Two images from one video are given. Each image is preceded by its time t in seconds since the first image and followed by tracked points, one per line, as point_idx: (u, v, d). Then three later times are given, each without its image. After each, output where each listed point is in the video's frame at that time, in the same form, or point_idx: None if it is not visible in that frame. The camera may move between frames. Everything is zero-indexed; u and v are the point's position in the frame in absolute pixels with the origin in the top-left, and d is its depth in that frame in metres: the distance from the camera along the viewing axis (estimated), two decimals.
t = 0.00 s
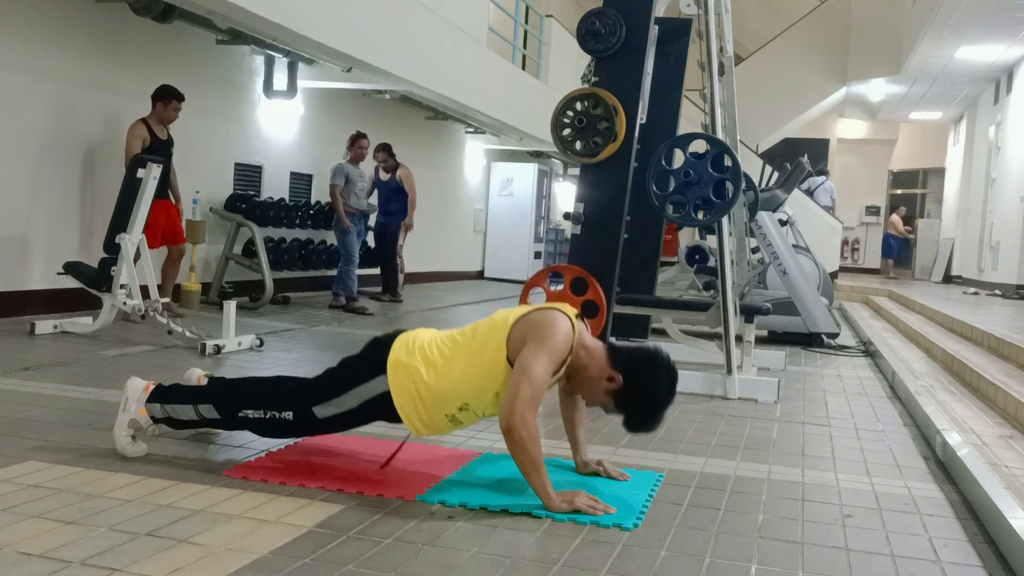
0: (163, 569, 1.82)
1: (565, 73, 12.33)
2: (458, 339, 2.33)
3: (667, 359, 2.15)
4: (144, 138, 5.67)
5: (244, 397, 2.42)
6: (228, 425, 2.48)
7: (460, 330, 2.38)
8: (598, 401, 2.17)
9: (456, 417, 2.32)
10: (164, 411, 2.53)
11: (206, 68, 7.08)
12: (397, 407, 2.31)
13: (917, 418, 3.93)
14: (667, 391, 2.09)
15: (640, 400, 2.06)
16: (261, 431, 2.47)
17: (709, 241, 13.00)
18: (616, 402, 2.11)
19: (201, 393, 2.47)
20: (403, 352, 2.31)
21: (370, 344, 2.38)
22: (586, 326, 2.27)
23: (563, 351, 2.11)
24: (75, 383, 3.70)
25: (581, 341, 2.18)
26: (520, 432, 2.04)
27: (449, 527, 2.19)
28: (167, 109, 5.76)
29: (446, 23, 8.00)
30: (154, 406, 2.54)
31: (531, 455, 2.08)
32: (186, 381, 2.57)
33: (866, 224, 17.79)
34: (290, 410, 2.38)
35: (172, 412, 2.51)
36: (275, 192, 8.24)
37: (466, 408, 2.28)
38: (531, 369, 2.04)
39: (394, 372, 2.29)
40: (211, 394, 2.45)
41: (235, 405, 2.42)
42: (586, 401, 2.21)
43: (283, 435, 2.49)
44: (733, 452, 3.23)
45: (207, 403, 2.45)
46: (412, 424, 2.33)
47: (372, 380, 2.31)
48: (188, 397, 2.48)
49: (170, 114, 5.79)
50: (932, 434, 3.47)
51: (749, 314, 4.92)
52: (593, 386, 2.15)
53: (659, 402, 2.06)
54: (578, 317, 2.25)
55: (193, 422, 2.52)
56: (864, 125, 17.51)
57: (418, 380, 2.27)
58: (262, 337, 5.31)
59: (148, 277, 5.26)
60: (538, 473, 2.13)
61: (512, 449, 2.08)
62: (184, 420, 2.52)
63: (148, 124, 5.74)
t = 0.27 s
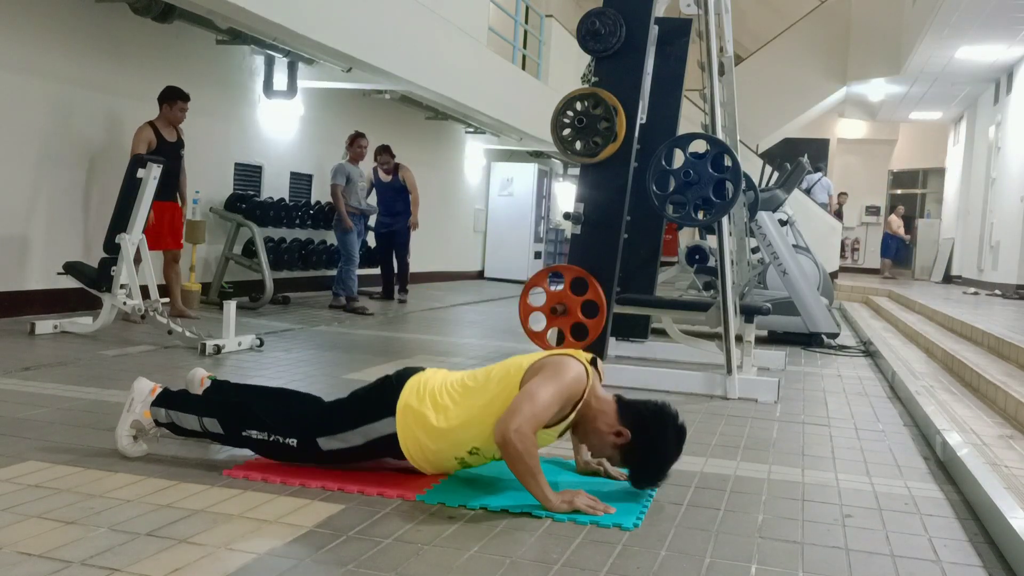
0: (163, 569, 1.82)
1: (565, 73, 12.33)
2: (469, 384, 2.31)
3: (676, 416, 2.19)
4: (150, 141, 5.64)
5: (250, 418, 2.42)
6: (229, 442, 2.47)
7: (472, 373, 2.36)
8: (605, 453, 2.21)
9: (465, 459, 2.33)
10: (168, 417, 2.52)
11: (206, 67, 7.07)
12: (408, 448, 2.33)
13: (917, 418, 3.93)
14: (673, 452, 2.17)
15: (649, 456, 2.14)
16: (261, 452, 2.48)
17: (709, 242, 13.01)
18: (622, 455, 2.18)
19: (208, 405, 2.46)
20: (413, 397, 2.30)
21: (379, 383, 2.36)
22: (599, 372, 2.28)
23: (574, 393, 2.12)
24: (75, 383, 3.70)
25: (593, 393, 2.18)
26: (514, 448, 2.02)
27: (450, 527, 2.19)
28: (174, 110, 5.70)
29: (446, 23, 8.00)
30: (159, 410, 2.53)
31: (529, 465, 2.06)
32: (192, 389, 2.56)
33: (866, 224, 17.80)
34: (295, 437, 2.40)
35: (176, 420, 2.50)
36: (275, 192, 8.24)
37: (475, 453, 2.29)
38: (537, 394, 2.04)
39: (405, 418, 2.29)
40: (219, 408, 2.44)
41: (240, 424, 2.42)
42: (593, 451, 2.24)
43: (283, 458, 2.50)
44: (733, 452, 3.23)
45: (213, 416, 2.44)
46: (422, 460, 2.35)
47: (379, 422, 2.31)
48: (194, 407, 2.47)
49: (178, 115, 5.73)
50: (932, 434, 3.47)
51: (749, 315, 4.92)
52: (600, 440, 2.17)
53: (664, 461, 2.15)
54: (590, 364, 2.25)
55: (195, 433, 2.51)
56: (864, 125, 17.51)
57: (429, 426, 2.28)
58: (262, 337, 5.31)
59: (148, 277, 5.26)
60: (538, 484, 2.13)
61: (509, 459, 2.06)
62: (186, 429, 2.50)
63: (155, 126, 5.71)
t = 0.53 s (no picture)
0: (163, 569, 1.82)
1: (565, 73, 12.33)
2: (470, 387, 2.31)
3: (678, 419, 2.21)
4: (161, 143, 5.63)
5: (252, 420, 2.42)
6: (230, 442, 2.47)
7: (474, 375, 2.35)
8: (606, 455, 2.23)
9: (465, 463, 2.34)
10: (170, 417, 2.50)
11: (206, 67, 7.07)
12: (408, 450, 2.33)
13: (917, 418, 3.92)
14: (674, 452, 2.18)
15: (649, 456, 2.17)
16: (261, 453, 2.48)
17: (709, 242, 13.01)
18: (624, 456, 2.20)
19: (211, 407, 2.46)
20: (414, 398, 2.30)
21: (380, 385, 2.35)
22: (601, 376, 2.29)
23: (575, 396, 2.12)
24: (75, 383, 3.70)
25: (595, 395, 2.19)
26: (513, 448, 2.02)
27: (450, 527, 2.19)
28: (189, 116, 5.69)
29: (446, 22, 8.00)
30: (161, 409, 2.51)
31: (528, 465, 2.07)
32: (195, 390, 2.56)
33: (865, 224, 17.81)
34: (296, 439, 2.40)
35: (178, 419, 2.49)
36: (275, 192, 8.24)
37: (476, 457, 2.30)
38: (535, 396, 2.06)
39: (405, 420, 2.29)
40: (221, 410, 2.44)
41: (242, 426, 2.42)
42: (595, 453, 2.25)
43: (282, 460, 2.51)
44: (733, 452, 3.23)
45: (215, 418, 2.44)
46: (421, 464, 2.35)
47: (381, 424, 2.31)
48: (197, 408, 2.47)
49: (192, 121, 5.72)
50: (932, 434, 3.47)
51: (749, 315, 4.92)
52: (602, 442, 2.19)
53: (665, 464, 2.18)
54: (592, 367, 2.25)
55: (196, 433, 2.50)
56: (864, 125, 17.52)
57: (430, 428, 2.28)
58: (262, 337, 5.31)
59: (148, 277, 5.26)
60: (537, 484, 2.13)
61: (508, 459, 2.06)
62: (188, 429, 2.49)
63: (167, 128, 5.69)
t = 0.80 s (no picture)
0: (163, 569, 1.82)
1: (565, 73, 12.33)
2: (462, 351, 2.33)
3: (673, 373, 2.19)
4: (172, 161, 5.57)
5: (245, 401, 2.42)
6: (229, 428, 2.47)
7: (466, 339, 2.38)
8: (604, 414, 2.21)
9: (457, 428, 2.32)
10: (166, 412, 2.52)
11: (206, 68, 7.07)
12: (400, 415, 2.32)
13: (917, 418, 3.92)
14: (673, 406, 2.14)
15: (645, 411, 2.12)
16: (261, 435, 2.48)
17: (709, 241, 13.01)
18: (622, 415, 2.17)
19: (205, 394, 2.47)
20: (405, 361, 2.32)
21: (371, 352, 2.39)
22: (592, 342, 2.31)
23: (568, 368, 2.12)
24: (75, 383, 3.70)
25: (587, 357, 2.20)
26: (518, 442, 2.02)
27: (450, 527, 2.19)
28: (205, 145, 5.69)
29: (446, 23, 8.00)
30: (157, 405, 2.53)
31: (530, 461, 2.06)
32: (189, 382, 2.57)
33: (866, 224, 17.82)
34: (292, 416, 2.39)
35: (175, 413, 2.51)
36: (275, 192, 8.24)
37: (468, 421, 2.29)
38: (534, 380, 2.04)
39: (396, 382, 2.30)
40: (215, 396, 2.45)
41: (237, 409, 2.42)
42: (593, 414, 2.24)
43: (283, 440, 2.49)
44: (733, 452, 3.23)
45: (209, 405, 2.45)
46: (413, 431, 2.34)
47: (374, 389, 2.32)
48: (192, 398, 2.48)
49: (205, 150, 5.73)
50: (932, 434, 3.47)
51: (748, 315, 4.92)
52: (598, 401, 2.19)
53: (664, 417, 2.12)
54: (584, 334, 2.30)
55: (195, 424, 2.51)
56: (864, 125, 17.53)
57: (421, 390, 2.28)
58: (262, 337, 5.31)
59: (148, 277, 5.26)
60: (540, 481, 2.13)
61: (511, 455, 2.06)
62: (185, 421, 2.51)
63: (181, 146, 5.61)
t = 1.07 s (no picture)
0: (163, 569, 1.82)
1: (564, 73, 12.32)
2: (449, 306, 2.33)
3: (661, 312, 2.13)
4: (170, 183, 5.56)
5: (239, 382, 2.42)
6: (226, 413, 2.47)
7: (452, 295, 2.39)
8: (598, 359, 2.16)
9: (447, 384, 2.33)
10: (162, 407, 2.52)
11: (206, 69, 7.07)
12: (389, 372, 2.33)
13: (917, 418, 3.92)
14: (664, 339, 2.08)
15: (638, 349, 2.05)
16: (259, 417, 2.47)
17: (709, 241, 13.02)
18: (614, 356, 2.11)
19: (199, 384, 2.48)
20: (391, 318, 2.33)
21: (356, 317, 2.39)
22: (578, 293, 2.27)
23: (557, 334, 2.11)
24: (74, 383, 3.70)
25: (572, 305, 2.17)
26: (528, 420, 2.03)
27: (450, 527, 2.19)
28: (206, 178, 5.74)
29: (446, 23, 8.00)
30: (152, 402, 2.53)
31: (533, 446, 2.07)
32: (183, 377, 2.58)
33: (866, 224, 17.83)
34: (286, 389, 2.38)
35: (170, 407, 2.51)
36: (275, 192, 8.24)
37: (457, 375, 2.30)
38: (532, 357, 2.03)
39: (384, 339, 2.31)
40: (209, 383, 2.45)
41: (232, 391, 2.42)
42: (586, 361, 2.20)
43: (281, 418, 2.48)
44: (733, 452, 3.23)
45: (204, 392, 2.45)
46: (404, 389, 2.35)
47: (365, 349, 2.33)
48: (186, 390, 2.48)
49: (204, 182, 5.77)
50: (932, 434, 3.47)
51: (749, 315, 4.92)
52: (590, 345, 2.14)
53: (657, 351, 2.05)
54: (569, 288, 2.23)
55: (192, 416, 2.51)
56: (864, 124, 17.53)
57: (408, 346, 2.29)
58: (262, 337, 5.31)
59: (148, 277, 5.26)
60: (539, 469, 2.11)
61: (516, 438, 2.07)
62: (181, 414, 2.51)
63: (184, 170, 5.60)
